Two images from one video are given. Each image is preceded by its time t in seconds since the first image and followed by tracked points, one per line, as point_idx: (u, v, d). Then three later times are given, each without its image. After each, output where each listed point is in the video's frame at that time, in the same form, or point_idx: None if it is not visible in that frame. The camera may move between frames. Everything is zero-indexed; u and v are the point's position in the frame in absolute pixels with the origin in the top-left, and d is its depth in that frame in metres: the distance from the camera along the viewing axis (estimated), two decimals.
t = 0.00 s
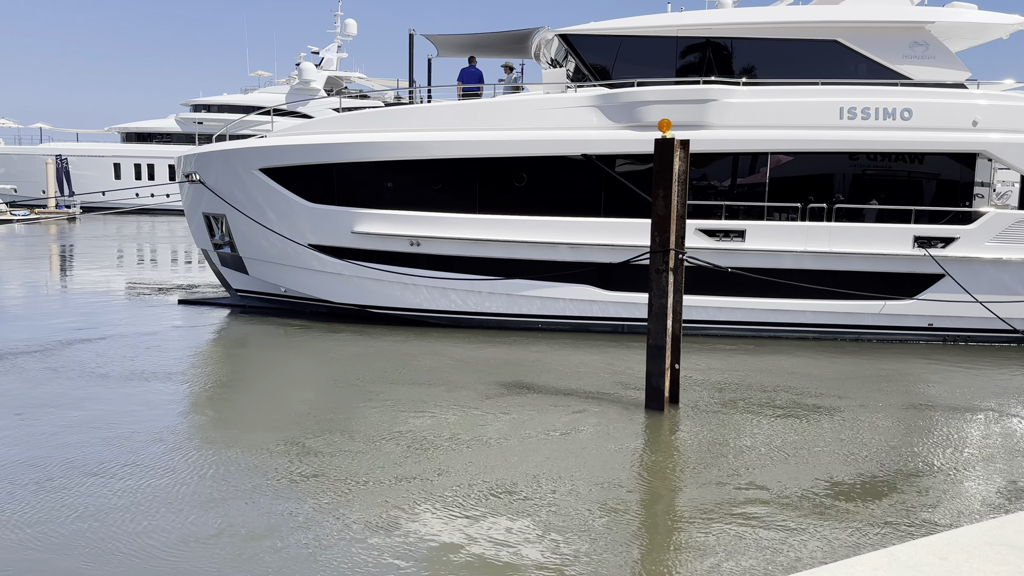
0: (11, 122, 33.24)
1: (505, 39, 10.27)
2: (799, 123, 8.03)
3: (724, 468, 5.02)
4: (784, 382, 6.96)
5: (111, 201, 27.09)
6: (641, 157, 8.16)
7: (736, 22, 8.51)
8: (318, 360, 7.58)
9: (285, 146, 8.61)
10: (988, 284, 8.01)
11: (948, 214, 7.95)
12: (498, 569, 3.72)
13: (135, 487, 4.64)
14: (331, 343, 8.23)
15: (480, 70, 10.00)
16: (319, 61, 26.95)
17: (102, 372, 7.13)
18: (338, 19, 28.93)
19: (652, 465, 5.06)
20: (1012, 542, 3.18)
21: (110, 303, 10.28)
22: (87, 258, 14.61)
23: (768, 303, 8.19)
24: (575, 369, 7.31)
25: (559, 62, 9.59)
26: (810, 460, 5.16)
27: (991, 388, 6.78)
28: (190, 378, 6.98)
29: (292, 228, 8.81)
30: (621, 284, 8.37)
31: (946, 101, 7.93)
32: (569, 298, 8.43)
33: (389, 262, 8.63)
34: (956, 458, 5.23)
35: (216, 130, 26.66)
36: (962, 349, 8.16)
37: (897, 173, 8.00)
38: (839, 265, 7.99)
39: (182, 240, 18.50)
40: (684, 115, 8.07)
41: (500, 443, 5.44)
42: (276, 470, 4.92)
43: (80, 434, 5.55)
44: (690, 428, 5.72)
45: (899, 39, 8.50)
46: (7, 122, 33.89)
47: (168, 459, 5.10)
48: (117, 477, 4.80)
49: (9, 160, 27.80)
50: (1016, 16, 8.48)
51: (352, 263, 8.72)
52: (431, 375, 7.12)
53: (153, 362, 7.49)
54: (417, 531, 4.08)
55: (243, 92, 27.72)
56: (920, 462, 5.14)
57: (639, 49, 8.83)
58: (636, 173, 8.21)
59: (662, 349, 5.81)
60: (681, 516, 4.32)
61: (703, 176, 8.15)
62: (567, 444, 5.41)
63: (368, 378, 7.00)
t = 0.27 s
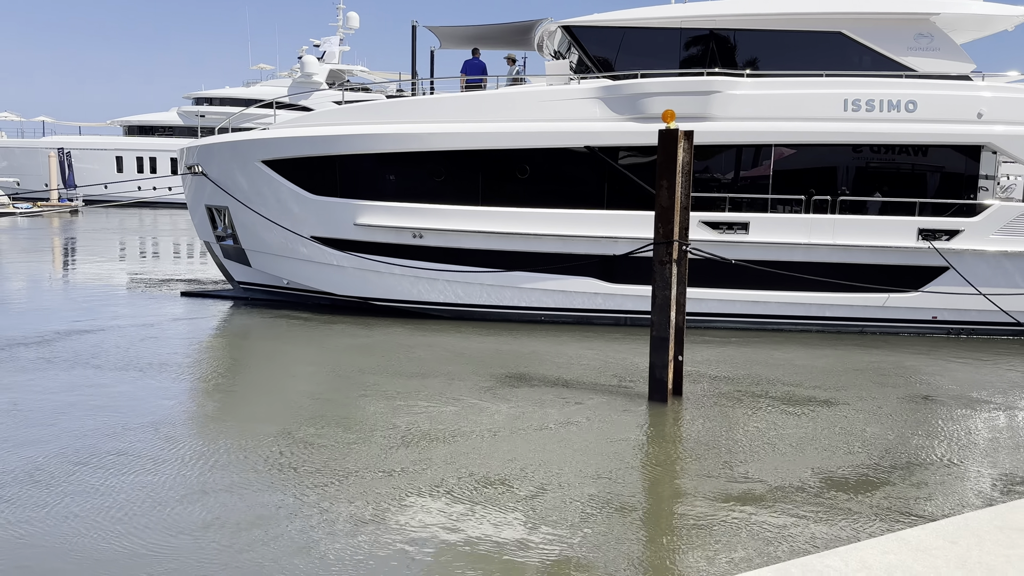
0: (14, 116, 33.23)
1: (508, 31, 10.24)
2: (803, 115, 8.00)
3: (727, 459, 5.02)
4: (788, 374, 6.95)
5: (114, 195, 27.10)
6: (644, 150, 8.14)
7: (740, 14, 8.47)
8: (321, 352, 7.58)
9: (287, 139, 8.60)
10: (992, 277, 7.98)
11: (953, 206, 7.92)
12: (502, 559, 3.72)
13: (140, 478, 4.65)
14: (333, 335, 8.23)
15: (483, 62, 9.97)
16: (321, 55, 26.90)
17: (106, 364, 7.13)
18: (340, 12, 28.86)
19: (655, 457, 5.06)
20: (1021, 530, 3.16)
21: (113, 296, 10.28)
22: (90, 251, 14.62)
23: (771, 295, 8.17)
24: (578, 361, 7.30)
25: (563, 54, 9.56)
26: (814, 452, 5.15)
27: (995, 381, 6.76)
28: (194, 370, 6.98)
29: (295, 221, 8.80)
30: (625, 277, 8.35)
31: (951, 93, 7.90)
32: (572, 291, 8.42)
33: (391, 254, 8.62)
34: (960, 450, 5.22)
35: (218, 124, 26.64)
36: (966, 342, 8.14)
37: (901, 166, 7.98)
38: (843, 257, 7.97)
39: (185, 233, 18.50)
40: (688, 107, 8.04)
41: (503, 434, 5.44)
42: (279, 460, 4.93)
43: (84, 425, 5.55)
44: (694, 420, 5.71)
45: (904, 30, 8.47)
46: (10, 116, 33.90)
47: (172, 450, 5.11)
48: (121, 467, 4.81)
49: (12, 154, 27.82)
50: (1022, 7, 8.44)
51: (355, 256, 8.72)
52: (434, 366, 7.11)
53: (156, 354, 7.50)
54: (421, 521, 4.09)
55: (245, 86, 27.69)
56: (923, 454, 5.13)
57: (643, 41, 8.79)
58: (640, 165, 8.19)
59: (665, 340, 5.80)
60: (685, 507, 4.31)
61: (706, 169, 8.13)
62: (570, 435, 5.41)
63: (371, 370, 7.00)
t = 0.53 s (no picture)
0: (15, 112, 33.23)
1: (509, 28, 10.21)
2: (805, 113, 7.98)
3: (730, 458, 5.01)
4: (789, 373, 6.94)
5: (115, 192, 27.10)
6: (646, 147, 8.12)
7: (741, 11, 8.45)
8: (323, 350, 7.58)
9: (288, 136, 8.58)
10: (994, 275, 7.95)
11: (955, 204, 7.90)
12: (504, 559, 3.72)
13: (143, 477, 4.66)
14: (335, 333, 8.23)
15: (484, 59, 9.95)
16: (322, 51, 26.86)
17: (107, 362, 7.14)
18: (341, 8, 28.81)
19: (658, 456, 5.05)
20: None
21: (114, 294, 10.28)
22: (91, 249, 14.63)
23: (773, 293, 8.16)
24: (579, 359, 7.29)
25: (564, 51, 9.54)
26: (817, 451, 5.15)
27: (997, 379, 6.76)
28: (195, 368, 6.98)
29: (296, 219, 8.80)
30: (626, 275, 8.34)
31: (953, 91, 7.87)
32: (573, 289, 8.41)
33: (393, 252, 8.61)
34: (962, 449, 5.21)
35: (219, 121, 26.62)
36: (968, 340, 8.13)
37: (902, 163, 7.96)
38: (844, 255, 7.95)
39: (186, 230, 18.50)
40: (689, 104, 8.03)
41: (508, 434, 5.42)
42: (281, 459, 4.92)
43: (87, 424, 5.56)
44: (696, 419, 5.71)
45: (906, 28, 8.44)
46: (10, 113, 33.88)
47: (175, 449, 5.11)
48: (123, 466, 4.81)
49: (13, 150, 27.81)
50: None
51: (356, 254, 8.71)
52: (435, 365, 7.11)
53: (157, 352, 7.50)
54: (423, 520, 4.08)
55: (246, 83, 27.66)
56: (925, 454, 5.12)
57: (644, 38, 8.77)
58: (641, 163, 8.18)
59: (667, 339, 5.79)
60: (687, 507, 4.31)
61: (707, 166, 8.12)
62: (572, 434, 5.41)
63: (373, 368, 7.00)
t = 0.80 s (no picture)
0: (14, 112, 33.20)
1: (510, 26, 10.19)
2: (807, 111, 7.97)
3: (734, 457, 4.99)
4: (792, 371, 6.92)
5: (115, 191, 27.08)
6: (648, 145, 8.10)
7: (743, 9, 8.42)
8: (324, 348, 7.57)
9: (289, 135, 8.57)
10: (996, 273, 7.93)
11: (956, 202, 7.87)
12: (508, 558, 3.71)
13: (145, 476, 4.64)
14: (336, 332, 8.21)
15: (485, 57, 9.93)
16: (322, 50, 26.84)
17: (108, 362, 7.12)
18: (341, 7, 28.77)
19: (661, 455, 5.03)
20: None
21: (114, 293, 10.26)
22: (91, 248, 14.61)
23: (775, 291, 8.14)
24: (581, 358, 7.28)
25: (565, 49, 9.52)
26: (821, 449, 5.13)
27: (1000, 377, 6.74)
28: (196, 367, 6.96)
29: (297, 217, 8.78)
30: (627, 273, 8.32)
31: (955, 88, 7.85)
32: (574, 287, 8.39)
33: (394, 251, 8.60)
34: (965, 448, 5.19)
35: (219, 120, 26.59)
36: (970, 338, 8.11)
37: (904, 161, 7.93)
38: (846, 253, 7.93)
39: (186, 229, 18.48)
40: (691, 102, 8.01)
41: (511, 433, 5.40)
42: (284, 458, 4.91)
43: (88, 423, 5.54)
44: (699, 417, 5.69)
45: (908, 25, 8.42)
46: (10, 113, 33.85)
47: (176, 448, 5.09)
48: (125, 466, 4.79)
49: (13, 150, 27.79)
50: None
51: (357, 252, 8.69)
52: (437, 363, 7.09)
53: (158, 352, 7.48)
54: (426, 519, 4.07)
55: (246, 82, 27.63)
56: (929, 452, 5.11)
57: (645, 36, 8.75)
58: (642, 161, 8.16)
59: (669, 337, 5.78)
60: (691, 506, 4.28)
61: (708, 164, 8.10)
62: (575, 433, 5.39)
63: (374, 367, 6.98)
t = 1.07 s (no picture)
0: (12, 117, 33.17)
1: (507, 29, 10.20)
2: (806, 112, 7.97)
3: (735, 458, 4.97)
4: (792, 373, 6.91)
5: (114, 196, 27.05)
6: (646, 147, 8.10)
7: (741, 11, 8.43)
8: (323, 352, 7.55)
9: (287, 138, 8.55)
10: (995, 274, 7.93)
11: (955, 203, 7.86)
12: (509, 560, 3.69)
13: (144, 479, 4.62)
14: (335, 335, 8.19)
15: (483, 60, 9.93)
16: (320, 54, 26.85)
17: (107, 365, 7.10)
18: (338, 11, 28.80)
19: (662, 456, 5.01)
20: None
21: (112, 297, 10.23)
22: (89, 252, 14.58)
23: (774, 293, 8.14)
24: (581, 360, 7.26)
25: (563, 51, 9.52)
26: (822, 451, 5.11)
27: (1001, 378, 6.73)
28: (195, 371, 6.94)
29: (295, 221, 8.76)
30: (626, 275, 8.31)
31: (953, 89, 7.85)
32: (573, 289, 8.38)
33: (392, 254, 8.58)
34: (966, 448, 5.18)
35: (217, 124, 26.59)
36: (970, 339, 8.10)
37: (901, 162, 7.93)
38: (845, 254, 7.92)
39: (184, 233, 18.45)
40: (689, 104, 8.01)
41: (511, 435, 5.38)
42: (283, 461, 4.89)
43: (86, 427, 5.51)
44: (699, 419, 5.67)
45: (906, 26, 8.42)
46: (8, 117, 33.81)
47: (176, 451, 5.07)
48: (124, 469, 4.77)
49: (11, 155, 27.76)
50: None
51: (356, 256, 8.67)
52: (436, 366, 7.07)
53: (156, 355, 7.45)
54: (427, 522, 4.05)
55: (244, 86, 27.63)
56: (930, 453, 5.09)
57: (643, 38, 8.75)
58: (641, 163, 8.15)
59: (669, 339, 5.76)
60: (693, 507, 4.27)
61: (707, 166, 8.09)
62: (575, 435, 5.37)
63: (373, 370, 6.96)
